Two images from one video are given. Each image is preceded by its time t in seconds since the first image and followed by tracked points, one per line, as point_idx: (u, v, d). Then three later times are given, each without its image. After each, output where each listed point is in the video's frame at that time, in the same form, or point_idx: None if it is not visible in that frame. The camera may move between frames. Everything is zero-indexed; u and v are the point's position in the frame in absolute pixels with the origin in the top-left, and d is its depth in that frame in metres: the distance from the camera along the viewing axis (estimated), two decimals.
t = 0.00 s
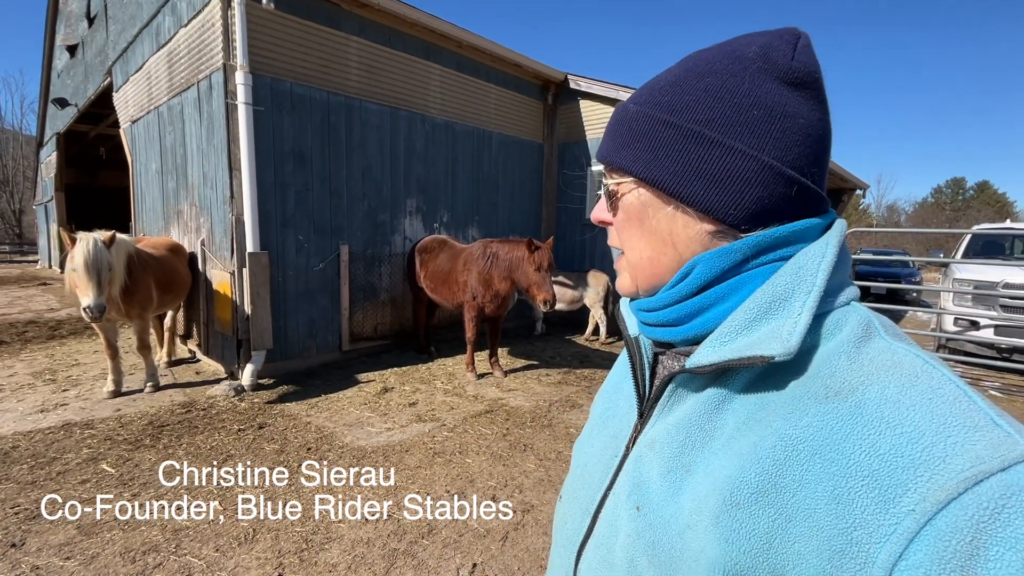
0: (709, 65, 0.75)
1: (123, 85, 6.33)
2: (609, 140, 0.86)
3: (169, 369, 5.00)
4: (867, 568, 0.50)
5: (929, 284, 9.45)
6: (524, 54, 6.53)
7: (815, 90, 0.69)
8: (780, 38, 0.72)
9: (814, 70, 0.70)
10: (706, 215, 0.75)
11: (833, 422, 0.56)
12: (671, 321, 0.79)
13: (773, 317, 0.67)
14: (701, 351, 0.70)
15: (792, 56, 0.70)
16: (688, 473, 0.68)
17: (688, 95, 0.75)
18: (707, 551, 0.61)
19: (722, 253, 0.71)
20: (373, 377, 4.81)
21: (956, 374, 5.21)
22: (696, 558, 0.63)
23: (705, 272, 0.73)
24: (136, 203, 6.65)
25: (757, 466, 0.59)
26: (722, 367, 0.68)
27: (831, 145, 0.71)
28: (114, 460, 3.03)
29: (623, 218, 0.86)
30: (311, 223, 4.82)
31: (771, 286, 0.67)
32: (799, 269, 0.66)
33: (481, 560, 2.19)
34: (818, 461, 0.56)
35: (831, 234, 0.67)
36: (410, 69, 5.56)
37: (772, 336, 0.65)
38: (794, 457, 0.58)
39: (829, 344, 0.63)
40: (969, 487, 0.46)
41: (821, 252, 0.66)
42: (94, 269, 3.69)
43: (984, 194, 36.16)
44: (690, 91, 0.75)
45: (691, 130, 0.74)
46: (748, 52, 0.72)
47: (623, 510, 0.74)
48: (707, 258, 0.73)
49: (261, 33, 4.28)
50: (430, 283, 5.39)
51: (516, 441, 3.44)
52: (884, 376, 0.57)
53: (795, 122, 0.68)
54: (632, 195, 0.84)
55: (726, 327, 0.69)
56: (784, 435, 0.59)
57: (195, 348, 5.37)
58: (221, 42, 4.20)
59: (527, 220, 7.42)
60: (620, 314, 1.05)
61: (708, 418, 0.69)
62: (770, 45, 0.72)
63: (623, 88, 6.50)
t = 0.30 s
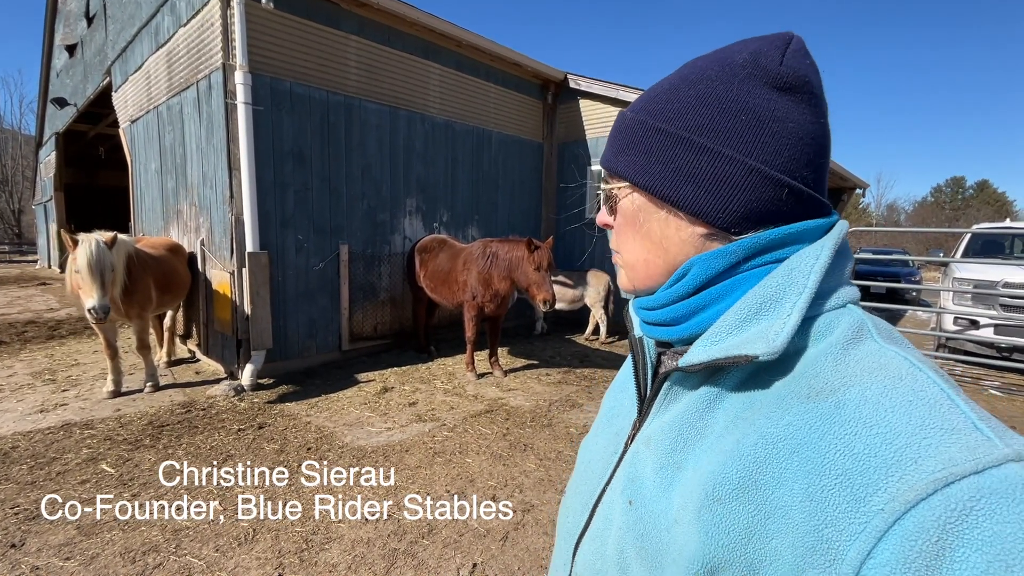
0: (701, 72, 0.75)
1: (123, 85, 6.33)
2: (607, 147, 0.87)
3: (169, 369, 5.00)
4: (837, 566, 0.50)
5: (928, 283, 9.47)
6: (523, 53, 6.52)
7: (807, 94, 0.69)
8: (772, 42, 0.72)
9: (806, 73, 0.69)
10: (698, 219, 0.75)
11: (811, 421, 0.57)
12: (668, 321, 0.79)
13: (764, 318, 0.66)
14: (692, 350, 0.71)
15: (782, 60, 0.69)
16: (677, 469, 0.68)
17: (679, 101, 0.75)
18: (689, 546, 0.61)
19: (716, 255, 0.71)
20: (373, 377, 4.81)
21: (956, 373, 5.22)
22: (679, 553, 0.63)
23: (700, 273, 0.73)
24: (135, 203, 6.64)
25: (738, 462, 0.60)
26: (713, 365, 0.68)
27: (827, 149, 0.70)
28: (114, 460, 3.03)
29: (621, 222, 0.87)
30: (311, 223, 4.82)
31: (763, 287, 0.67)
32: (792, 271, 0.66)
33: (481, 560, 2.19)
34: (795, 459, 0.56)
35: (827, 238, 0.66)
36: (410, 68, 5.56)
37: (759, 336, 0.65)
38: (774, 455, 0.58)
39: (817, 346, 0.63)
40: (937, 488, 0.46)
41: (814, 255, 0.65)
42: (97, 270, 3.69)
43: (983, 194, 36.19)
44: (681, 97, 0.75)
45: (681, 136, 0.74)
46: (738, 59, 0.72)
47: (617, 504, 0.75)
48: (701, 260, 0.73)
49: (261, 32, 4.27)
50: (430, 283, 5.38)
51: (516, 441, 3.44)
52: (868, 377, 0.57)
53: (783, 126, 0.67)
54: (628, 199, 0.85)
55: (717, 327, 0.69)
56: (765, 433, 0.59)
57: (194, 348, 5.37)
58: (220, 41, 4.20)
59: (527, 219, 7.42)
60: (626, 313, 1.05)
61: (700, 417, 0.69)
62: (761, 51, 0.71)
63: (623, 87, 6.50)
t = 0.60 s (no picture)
0: (701, 68, 0.75)
1: (122, 84, 6.33)
2: (609, 142, 0.87)
3: (169, 369, 5.00)
4: (836, 563, 0.50)
5: (928, 282, 9.47)
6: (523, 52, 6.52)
7: (810, 90, 0.68)
8: (774, 38, 0.71)
9: (809, 69, 0.69)
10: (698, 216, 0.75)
11: (810, 417, 0.57)
12: (669, 318, 0.79)
13: (762, 315, 0.66)
14: (691, 346, 0.71)
15: (784, 57, 0.69)
16: (677, 465, 0.68)
17: (680, 97, 0.75)
18: (687, 542, 0.61)
19: (715, 251, 0.71)
20: (373, 376, 4.81)
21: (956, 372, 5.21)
22: (678, 550, 0.63)
23: (700, 270, 0.73)
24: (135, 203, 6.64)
25: (736, 459, 0.60)
26: (711, 361, 0.68)
27: (830, 146, 0.69)
28: (114, 460, 3.04)
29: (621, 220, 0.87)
30: (311, 222, 4.82)
31: (763, 283, 0.67)
32: (792, 266, 0.66)
33: (481, 559, 2.19)
34: (794, 455, 0.56)
35: (826, 235, 0.66)
36: (410, 67, 5.56)
37: (757, 332, 0.65)
38: (772, 451, 0.58)
39: (816, 343, 0.62)
40: (936, 485, 0.46)
41: (814, 252, 0.65)
42: (103, 272, 3.75)
43: (984, 193, 36.17)
44: (683, 92, 0.75)
45: (682, 133, 0.74)
46: (740, 55, 0.72)
47: (618, 501, 0.74)
48: (701, 257, 0.73)
49: (261, 31, 4.27)
50: (430, 282, 5.38)
51: (516, 440, 3.45)
52: (868, 373, 0.56)
53: (785, 123, 0.67)
54: (628, 196, 0.85)
55: (717, 323, 0.69)
56: (764, 430, 0.59)
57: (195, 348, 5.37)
58: (220, 40, 4.20)
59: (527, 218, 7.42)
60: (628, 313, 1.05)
61: (699, 413, 0.69)
62: (763, 46, 0.71)
63: (623, 86, 6.49)
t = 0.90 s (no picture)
0: (694, 66, 0.76)
1: (122, 83, 6.33)
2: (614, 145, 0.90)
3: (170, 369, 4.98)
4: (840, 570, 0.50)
5: (929, 281, 9.48)
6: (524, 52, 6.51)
7: (804, 79, 0.66)
8: (768, 29, 0.70)
9: (802, 56, 0.67)
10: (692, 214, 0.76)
11: (817, 420, 0.56)
12: (677, 313, 0.79)
13: (773, 314, 0.66)
14: (700, 344, 0.71)
15: (773, 47, 0.68)
16: (680, 464, 0.68)
17: (671, 96, 0.77)
18: (688, 543, 0.62)
19: (721, 247, 0.71)
20: (374, 376, 4.81)
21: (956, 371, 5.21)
22: (679, 550, 0.63)
23: (705, 264, 0.73)
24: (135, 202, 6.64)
25: (740, 461, 0.60)
26: (718, 360, 0.68)
27: (834, 135, 0.66)
28: (114, 459, 3.04)
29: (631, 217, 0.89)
30: (311, 221, 4.82)
31: (776, 282, 0.66)
32: (804, 265, 0.65)
33: (481, 558, 2.20)
34: (799, 459, 0.56)
35: (842, 234, 0.65)
36: (411, 67, 5.56)
37: (767, 332, 0.64)
38: (777, 454, 0.58)
39: (827, 345, 0.62)
40: (946, 495, 0.45)
41: (829, 250, 0.64)
42: (111, 274, 3.78)
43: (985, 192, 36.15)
44: (674, 92, 0.77)
45: (671, 132, 0.76)
46: (730, 49, 0.72)
47: (620, 500, 0.75)
48: (708, 252, 0.73)
49: (261, 31, 4.27)
50: (431, 281, 5.38)
51: (516, 440, 3.44)
52: (880, 377, 0.56)
53: (773, 116, 0.66)
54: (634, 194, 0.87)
55: (724, 322, 0.69)
56: (769, 432, 0.59)
57: (195, 347, 5.37)
58: (220, 40, 4.20)
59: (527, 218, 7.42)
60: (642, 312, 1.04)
61: (705, 413, 0.69)
62: (754, 37, 0.70)
63: (623, 86, 6.49)
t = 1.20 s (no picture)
0: (695, 58, 0.76)
1: (124, 83, 6.34)
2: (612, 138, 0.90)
3: (171, 369, 4.96)
4: None
5: (929, 280, 9.48)
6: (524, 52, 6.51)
7: (808, 73, 0.66)
8: (770, 22, 0.71)
9: (804, 50, 0.67)
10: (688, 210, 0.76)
11: (816, 426, 0.56)
12: (676, 310, 0.78)
13: (772, 315, 0.66)
14: (697, 344, 0.71)
15: (775, 40, 0.68)
16: (677, 467, 0.69)
17: (671, 90, 0.77)
18: (686, 548, 0.62)
19: (720, 244, 0.71)
20: (374, 375, 4.82)
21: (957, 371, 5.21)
22: (676, 556, 0.64)
23: (706, 260, 0.73)
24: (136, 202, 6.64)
25: (737, 468, 0.60)
26: (715, 362, 0.68)
27: (836, 132, 0.66)
28: (115, 459, 3.04)
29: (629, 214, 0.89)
30: (311, 220, 4.82)
31: (775, 281, 0.66)
32: (806, 265, 0.65)
33: (481, 558, 2.20)
34: (797, 467, 0.56)
35: (845, 233, 0.65)
36: (411, 67, 5.57)
37: (764, 334, 0.64)
38: (776, 460, 0.58)
39: (829, 347, 0.62)
40: (950, 508, 0.45)
41: (831, 250, 0.64)
42: (118, 275, 3.81)
43: (986, 192, 36.13)
44: (675, 86, 0.77)
45: (670, 124, 0.76)
46: (731, 43, 0.72)
47: (617, 501, 0.75)
48: (708, 248, 0.73)
49: (261, 31, 4.27)
50: (431, 281, 5.38)
51: (516, 439, 3.44)
52: (882, 381, 0.56)
53: (773, 111, 0.66)
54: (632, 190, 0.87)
55: (722, 323, 0.69)
56: (768, 437, 0.59)
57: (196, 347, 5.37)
58: (221, 40, 4.21)
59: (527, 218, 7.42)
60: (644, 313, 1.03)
61: (703, 415, 0.69)
62: (757, 30, 0.70)
63: (623, 86, 6.49)
